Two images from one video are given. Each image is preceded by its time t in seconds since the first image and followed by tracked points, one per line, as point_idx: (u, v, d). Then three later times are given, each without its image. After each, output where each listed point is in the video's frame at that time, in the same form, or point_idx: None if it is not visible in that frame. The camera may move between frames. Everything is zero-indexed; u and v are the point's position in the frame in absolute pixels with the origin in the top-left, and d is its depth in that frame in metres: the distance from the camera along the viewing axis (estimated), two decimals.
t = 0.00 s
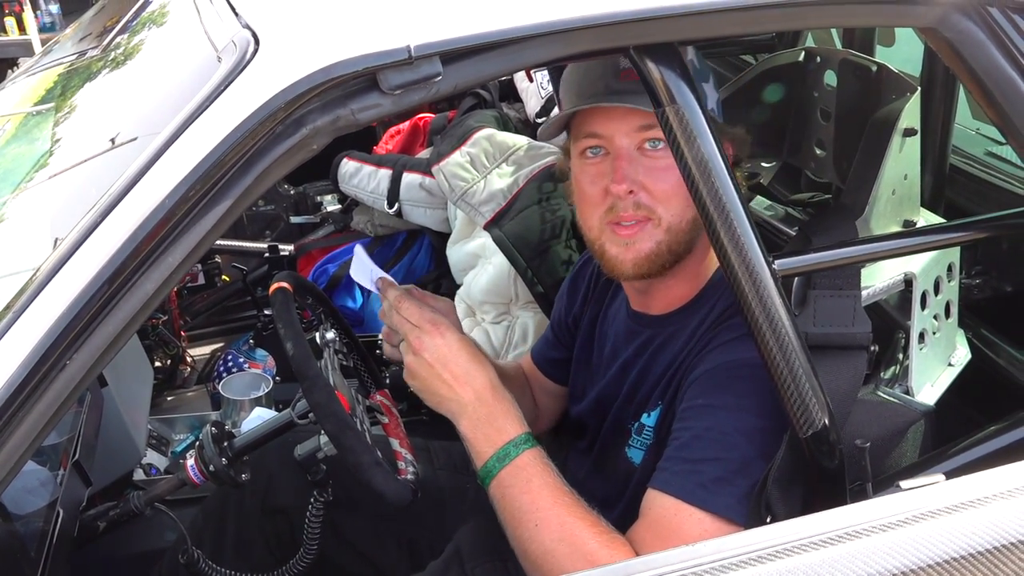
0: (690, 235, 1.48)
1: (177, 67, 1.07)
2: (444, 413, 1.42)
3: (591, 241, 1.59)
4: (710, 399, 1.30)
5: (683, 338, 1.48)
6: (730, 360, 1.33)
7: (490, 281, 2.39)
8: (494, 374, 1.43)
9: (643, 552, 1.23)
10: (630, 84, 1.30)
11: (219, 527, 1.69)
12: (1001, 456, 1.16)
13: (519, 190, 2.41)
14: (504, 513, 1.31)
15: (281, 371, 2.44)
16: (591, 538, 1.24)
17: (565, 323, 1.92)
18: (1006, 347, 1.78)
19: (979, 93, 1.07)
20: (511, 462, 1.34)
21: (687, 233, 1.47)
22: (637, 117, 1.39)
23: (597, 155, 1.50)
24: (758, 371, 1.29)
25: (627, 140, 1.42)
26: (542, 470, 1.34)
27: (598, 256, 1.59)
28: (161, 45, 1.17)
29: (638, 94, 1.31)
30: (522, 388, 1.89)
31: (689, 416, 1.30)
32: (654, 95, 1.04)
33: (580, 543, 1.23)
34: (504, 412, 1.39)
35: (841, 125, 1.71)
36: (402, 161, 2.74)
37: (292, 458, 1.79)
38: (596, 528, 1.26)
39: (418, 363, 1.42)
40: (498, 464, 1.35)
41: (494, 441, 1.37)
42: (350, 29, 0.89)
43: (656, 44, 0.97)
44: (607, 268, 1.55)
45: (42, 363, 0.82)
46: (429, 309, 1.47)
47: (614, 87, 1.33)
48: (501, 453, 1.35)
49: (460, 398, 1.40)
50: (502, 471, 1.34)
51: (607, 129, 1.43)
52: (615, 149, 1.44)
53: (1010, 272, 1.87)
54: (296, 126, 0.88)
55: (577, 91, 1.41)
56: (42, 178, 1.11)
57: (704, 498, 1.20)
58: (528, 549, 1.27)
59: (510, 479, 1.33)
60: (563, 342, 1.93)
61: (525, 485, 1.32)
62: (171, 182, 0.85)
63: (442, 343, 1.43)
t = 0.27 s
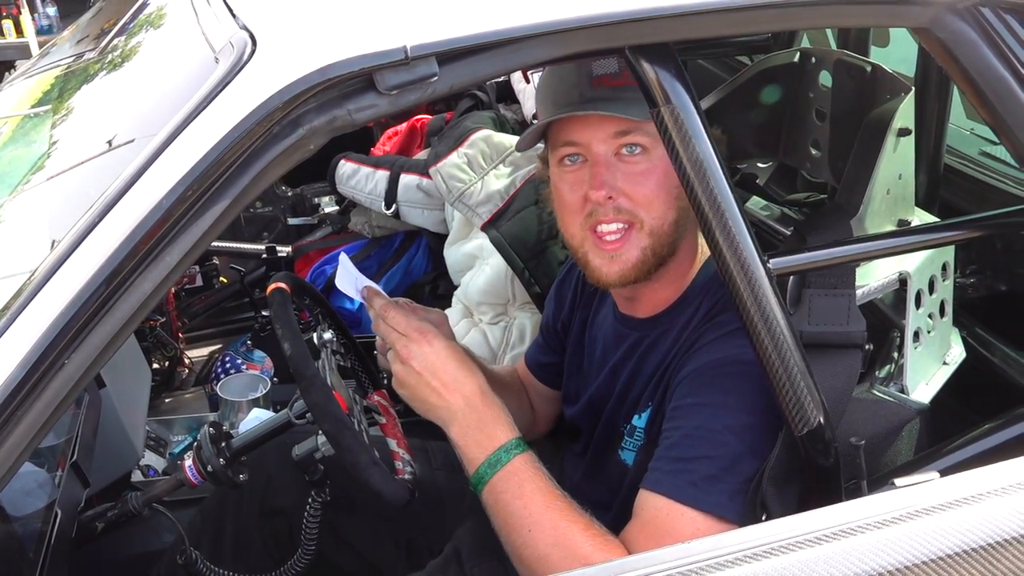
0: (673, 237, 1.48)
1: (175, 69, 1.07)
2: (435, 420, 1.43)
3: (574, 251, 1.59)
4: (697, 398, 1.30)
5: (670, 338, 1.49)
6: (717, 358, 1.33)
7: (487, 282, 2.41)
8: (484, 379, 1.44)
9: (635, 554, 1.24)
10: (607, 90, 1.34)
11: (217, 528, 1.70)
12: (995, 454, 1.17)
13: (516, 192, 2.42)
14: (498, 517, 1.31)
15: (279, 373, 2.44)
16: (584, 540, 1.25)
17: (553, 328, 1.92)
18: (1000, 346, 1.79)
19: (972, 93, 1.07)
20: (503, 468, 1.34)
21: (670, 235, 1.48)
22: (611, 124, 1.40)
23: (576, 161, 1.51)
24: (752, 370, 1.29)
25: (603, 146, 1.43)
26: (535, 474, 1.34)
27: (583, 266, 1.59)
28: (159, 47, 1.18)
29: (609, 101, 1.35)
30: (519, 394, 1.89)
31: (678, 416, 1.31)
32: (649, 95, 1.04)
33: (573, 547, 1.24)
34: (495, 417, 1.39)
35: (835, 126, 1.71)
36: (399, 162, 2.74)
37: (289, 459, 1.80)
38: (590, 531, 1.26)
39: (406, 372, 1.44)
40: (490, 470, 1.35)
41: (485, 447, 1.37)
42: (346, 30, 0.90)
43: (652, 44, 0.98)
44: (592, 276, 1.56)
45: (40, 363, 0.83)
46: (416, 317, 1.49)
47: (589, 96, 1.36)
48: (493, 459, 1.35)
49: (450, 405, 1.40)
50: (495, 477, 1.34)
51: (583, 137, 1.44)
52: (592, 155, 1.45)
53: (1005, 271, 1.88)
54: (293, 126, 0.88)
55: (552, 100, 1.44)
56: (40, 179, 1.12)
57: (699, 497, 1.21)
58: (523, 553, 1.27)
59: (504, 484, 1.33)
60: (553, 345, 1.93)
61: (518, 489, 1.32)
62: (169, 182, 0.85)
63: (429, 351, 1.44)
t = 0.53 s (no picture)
0: (674, 245, 1.48)
1: (174, 74, 1.07)
2: (434, 425, 1.42)
3: (576, 256, 1.59)
4: (697, 409, 1.31)
5: (671, 347, 1.49)
6: (715, 369, 1.33)
7: (484, 288, 2.41)
8: (484, 385, 1.43)
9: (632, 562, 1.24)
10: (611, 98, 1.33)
11: (213, 532, 1.69)
12: (991, 465, 1.17)
13: (514, 198, 2.41)
14: (495, 525, 1.31)
15: (275, 376, 2.44)
16: (581, 549, 1.25)
17: (554, 335, 1.92)
18: (995, 356, 1.79)
19: (968, 105, 1.08)
20: (500, 475, 1.34)
21: (671, 243, 1.48)
22: (613, 131, 1.40)
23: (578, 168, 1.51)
24: (749, 380, 1.30)
25: (606, 153, 1.43)
26: (533, 481, 1.34)
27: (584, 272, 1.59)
28: (158, 52, 1.18)
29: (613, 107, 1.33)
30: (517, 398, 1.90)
31: (678, 426, 1.31)
32: (646, 105, 1.05)
33: (570, 555, 1.24)
34: (493, 423, 1.39)
35: (834, 134, 1.72)
36: (398, 166, 2.74)
37: (285, 463, 1.80)
38: (587, 540, 1.26)
39: (406, 376, 1.43)
40: (488, 476, 1.35)
41: (483, 454, 1.36)
42: (345, 39, 0.90)
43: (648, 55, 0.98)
44: (594, 284, 1.56)
45: (36, 368, 0.82)
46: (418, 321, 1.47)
47: (593, 101, 1.35)
48: (491, 465, 1.35)
49: (449, 409, 1.40)
50: (492, 483, 1.34)
51: (586, 143, 1.44)
52: (594, 162, 1.45)
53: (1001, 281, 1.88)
54: (291, 135, 0.88)
55: (556, 104, 1.43)
56: (38, 182, 1.12)
57: (694, 507, 1.21)
58: (519, 562, 1.27)
59: (502, 491, 1.33)
60: (554, 352, 1.93)
61: (516, 497, 1.32)
62: (167, 189, 0.85)
63: (429, 355, 1.43)
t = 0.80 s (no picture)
0: (678, 246, 1.48)
1: (175, 75, 1.07)
2: (437, 424, 1.41)
3: (580, 256, 1.59)
4: (700, 410, 1.30)
5: (673, 348, 1.48)
6: (721, 370, 1.33)
7: (487, 290, 2.41)
8: (488, 385, 1.42)
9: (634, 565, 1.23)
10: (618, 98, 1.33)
11: (214, 534, 1.69)
12: (995, 467, 1.17)
13: (516, 199, 2.41)
14: (499, 526, 1.31)
15: (278, 378, 2.44)
16: (584, 550, 1.25)
17: (557, 336, 1.91)
18: (999, 358, 1.79)
19: (971, 106, 1.07)
20: (504, 475, 1.34)
21: (675, 244, 1.48)
22: (619, 130, 1.40)
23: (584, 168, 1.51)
24: (751, 381, 1.30)
25: (611, 152, 1.43)
26: (536, 482, 1.34)
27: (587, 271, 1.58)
28: (160, 53, 1.18)
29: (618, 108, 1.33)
30: (520, 399, 1.89)
31: (680, 427, 1.31)
32: (648, 107, 1.04)
33: (573, 556, 1.23)
34: (497, 424, 1.38)
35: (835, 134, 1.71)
36: (400, 168, 2.74)
37: (288, 465, 1.80)
38: (590, 542, 1.26)
39: (411, 375, 1.42)
40: (492, 476, 1.34)
41: (487, 453, 1.36)
42: (346, 39, 0.90)
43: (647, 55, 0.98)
44: (596, 284, 1.55)
45: (36, 370, 0.82)
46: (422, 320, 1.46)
47: (598, 101, 1.35)
48: (495, 465, 1.35)
49: (453, 410, 1.39)
50: (496, 484, 1.34)
51: (591, 142, 1.44)
52: (599, 162, 1.45)
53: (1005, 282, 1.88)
54: (291, 136, 0.88)
55: (562, 104, 1.43)
56: (41, 184, 1.11)
57: (697, 509, 1.20)
58: (523, 563, 1.27)
59: (506, 492, 1.33)
60: (558, 353, 1.92)
61: (519, 498, 1.31)
62: (167, 191, 0.85)
63: (434, 355, 1.42)
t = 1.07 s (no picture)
0: (684, 251, 1.47)
1: (180, 79, 1.07)
2: (439, 432, 1.41)
3: (586, 260, 1.58)
4: (706, 416, 1.29)
5: (680, 353, 1.48)
6: (728, 376, 1.32)
7: (491, 293, 2.40)
8: (489, 393, 1.42)
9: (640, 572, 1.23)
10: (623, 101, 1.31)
11: (218, 538, 1.68)
12: (1007, 474, 1.16)
13: (521, 202, 2.41)
14: (502, 533, 1.30)
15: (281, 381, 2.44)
16: (589, 558, 1.24)
17: (565, 338, 1.90)
18: (1008, 363, 1.78)
19: (982, 111, 1.07)
20: (506, 483, 1.33)
21: (682, 248, 1.46)
22: (625, 133, 1.39)
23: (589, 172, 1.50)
24: (759, 387, 1.29)
25: (617, 155, 1.42)
26: (539, 489, 1.33)
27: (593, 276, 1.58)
28: (165, 56, 1.17)
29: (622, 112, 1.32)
30: (525, 402, 1.89)
31: (686, 433, 1.30)
32: (656, 111, 1.04)
33: (578, 565, 1.23)
34: (499, 432, 1.38)
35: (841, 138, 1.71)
36: (404, 171, 2.74)
37: (292, 469, 1.79)
38: (595, 549, 1.25)
39: (410, 385, 1.41)
40: (493, 485, 1.34)
41: (489, 462, 1.35)
42: (352, 43, 0.89)
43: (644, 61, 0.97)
44: (601, 288, 1.55)
45: (40, 376, 0.82)
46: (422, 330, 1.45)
47: (603, 104, 1.33)
48: (496, 474, 1.34)
49: (454, 418, 1.38)
50: (498, 492, 1.33)
51: (598, 146, 1.43)
52: (605, 165, 1.44)
53: (1013, 287, 1.87)
54: (297, 140, 0.88)
55: (568, 108, 1.43)
56: (45, 187, 1.11)
57: (703, 516, 1.20)
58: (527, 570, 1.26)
59: (508, 500, 1.32)
60: (564, 356, 1.91)
61: (522, 505, 1.31)
62: (173, 196, 0.84)
63: (433, 365, 1.41)
